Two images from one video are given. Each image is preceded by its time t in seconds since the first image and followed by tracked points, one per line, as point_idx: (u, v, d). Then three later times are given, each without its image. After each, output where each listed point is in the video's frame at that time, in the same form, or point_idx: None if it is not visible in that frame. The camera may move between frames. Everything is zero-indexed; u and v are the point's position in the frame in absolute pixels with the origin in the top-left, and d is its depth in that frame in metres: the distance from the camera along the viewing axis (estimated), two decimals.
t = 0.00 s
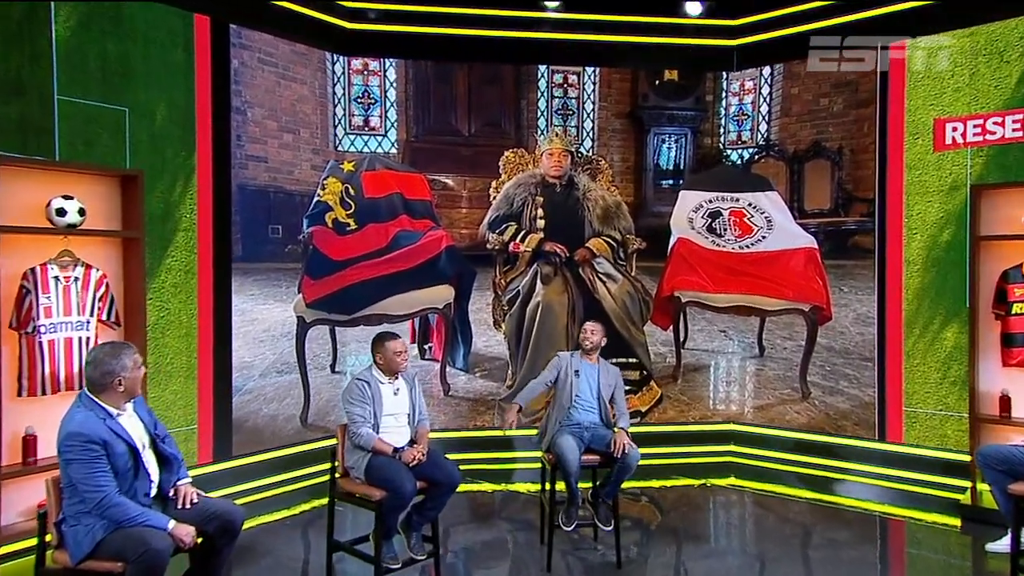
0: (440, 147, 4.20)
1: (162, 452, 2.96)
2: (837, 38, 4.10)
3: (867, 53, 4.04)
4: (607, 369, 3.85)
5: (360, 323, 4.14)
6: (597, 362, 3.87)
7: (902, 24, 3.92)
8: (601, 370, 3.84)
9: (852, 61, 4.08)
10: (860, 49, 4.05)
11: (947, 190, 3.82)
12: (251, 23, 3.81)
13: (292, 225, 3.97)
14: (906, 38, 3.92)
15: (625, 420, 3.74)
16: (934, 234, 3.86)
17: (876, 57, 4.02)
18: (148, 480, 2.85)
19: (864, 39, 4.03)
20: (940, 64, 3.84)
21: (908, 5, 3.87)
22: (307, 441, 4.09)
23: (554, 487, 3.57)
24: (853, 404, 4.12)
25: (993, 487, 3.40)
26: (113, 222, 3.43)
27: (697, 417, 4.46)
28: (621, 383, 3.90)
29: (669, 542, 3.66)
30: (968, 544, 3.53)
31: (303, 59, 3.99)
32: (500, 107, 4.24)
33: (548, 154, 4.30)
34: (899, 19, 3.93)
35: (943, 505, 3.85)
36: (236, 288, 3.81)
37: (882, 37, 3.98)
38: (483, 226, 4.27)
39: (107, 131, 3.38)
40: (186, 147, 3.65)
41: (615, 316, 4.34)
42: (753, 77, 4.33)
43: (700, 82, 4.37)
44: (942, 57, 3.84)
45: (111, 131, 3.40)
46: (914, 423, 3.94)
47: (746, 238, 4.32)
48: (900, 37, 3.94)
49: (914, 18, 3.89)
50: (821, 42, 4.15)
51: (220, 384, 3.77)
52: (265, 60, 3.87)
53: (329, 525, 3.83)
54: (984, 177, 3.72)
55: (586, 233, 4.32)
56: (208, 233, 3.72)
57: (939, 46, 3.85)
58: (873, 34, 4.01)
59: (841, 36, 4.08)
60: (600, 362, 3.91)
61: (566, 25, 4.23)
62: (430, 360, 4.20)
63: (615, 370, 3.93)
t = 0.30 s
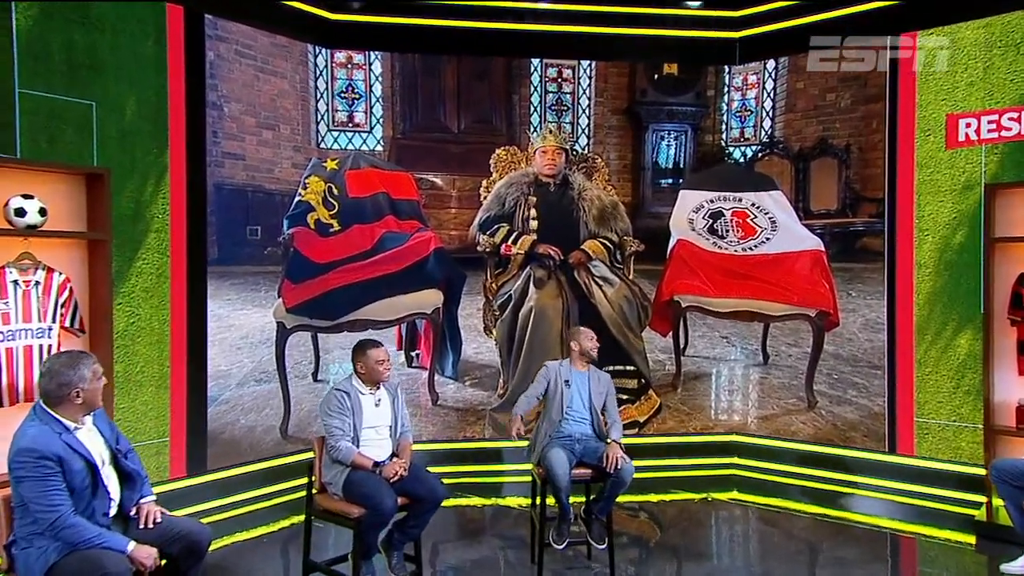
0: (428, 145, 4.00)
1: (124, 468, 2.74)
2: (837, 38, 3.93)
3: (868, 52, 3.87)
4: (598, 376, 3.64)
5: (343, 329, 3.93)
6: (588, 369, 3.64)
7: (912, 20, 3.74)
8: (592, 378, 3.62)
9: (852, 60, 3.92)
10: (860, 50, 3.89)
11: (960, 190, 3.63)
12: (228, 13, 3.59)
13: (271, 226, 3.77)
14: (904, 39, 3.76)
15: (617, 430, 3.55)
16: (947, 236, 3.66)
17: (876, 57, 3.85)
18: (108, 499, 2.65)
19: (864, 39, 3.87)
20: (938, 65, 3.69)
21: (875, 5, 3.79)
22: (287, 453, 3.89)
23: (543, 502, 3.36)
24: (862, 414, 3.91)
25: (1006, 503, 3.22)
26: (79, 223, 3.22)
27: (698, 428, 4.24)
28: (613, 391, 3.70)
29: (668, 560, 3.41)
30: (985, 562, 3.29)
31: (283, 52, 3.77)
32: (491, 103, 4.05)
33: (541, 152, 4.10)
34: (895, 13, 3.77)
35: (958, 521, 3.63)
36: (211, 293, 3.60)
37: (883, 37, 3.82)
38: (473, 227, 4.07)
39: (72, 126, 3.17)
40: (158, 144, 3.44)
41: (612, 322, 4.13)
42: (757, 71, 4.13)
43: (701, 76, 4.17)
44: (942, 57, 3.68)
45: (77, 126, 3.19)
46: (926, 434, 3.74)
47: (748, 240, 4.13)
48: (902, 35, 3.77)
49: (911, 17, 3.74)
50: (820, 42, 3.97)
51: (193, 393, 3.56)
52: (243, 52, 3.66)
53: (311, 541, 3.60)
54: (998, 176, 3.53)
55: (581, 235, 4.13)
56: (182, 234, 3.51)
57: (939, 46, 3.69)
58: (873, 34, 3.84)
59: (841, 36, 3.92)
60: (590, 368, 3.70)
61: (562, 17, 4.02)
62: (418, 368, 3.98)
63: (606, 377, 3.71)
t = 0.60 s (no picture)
0: (416, 144, 3.82)
1: (82, 489, 2.55)
2: (837, 37, 3.78)
3: (868, 52, 3.71)
4: (591, 388, 3.44)
5: (327, 338, 3.73)
6: (581, 381, 3.45)
7: (889, 20, 3.63)
8: (585, 391, 3.42)
9: (852, 61, 3.76)
10: (860, 49, 3.73)
11: (975, 191, 3.43)
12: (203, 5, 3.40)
13: (249, 230, 3.58)
14: (904, 39, 3.61)
15: (611, 444, 3.37)
16: (960, 240, 3.47)
17: (877, 57, 3.68)
18: (63, 523, 2.46)
19: (866, 38, 3.70)
20: (937, 65, 3.53)
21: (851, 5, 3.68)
22: (266, 469, 3.69)
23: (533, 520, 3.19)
24: (872, 427, 3.72)
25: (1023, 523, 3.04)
26: (42, 226, 3.05)
27: (699, 442, 4.03)
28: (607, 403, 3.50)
29: None
30: None
31: (263, 46, 3.58)
32: (482, 101, 3.86)
33: (535, 152, 3.92)
34: (881, 13, 3.64)
35: (975, 541, 3.42)
36: (185, 300, 3.41)
37: (884, 36, 3.66)
38: (464, 231, 3.88)
39: (34, 123, 2.97)
40: (129, 142, 3.24)
41: (609, 330, 3.93)
42: (761, 67, 3.94)
43: (703, 72, 3.98)
44: (943, 56, 3.52)
45: (40, 123, 2.99)
46: (939, 449, 3.55)
47: (752, 244, 3.93)
48: (903, 33, 3.61)
49: (889, 18, 3.63)
50: (820, 42, 3.82)
51: (166, 406, 3.36)
52: (220, 46, 3.47)
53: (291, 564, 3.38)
54: (1016, 177, 3.33)
55: (577, 239, 3.94)
56: (154, 238, 3.31)
57: (939, 45, 3.53)
58: (874, 32, 3.68)
59: (841, 35, 3.76)
60: (583, 380, 3.50)
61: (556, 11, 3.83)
62: (405, 379, 3.79)
63: (600, 389, 3.51)
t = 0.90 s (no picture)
0: (405, 146, 3.63)
1: (36, 514, 2.35)
2: (836, 37, 3.61)
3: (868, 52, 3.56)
4: (587, 403, 3.24)
5: (310, 349, 3.54)
6: (576, 396, 3.25)
7: (872, 21, 3.52)
8: (580, 406, 3.22)
9: (852, 61, 3.60)
10: (860, 49, 3.58)
11: (993, 195, 3.25)
12: None
13: (228, 235, 3.39)
14: (906, 38, 3.45)
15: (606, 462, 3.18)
16: (978, 246, 3.28)
17: (877, 57, 3.54)
18: (10, 550, 2.28)
19: (866, 37, 3.55)
20: (942, 65, 3.37)
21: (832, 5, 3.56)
22: (245, 488, 3.50)
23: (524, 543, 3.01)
24: (886, 444, 3.52)
25: None
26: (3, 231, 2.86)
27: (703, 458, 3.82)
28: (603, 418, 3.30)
29: None
30: None
31: (243, 42, 3.40)
32: (474, 100, 3.68)
33: (529, 154, 3.74)
34: (865, 12, 3.53)
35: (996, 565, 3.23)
36: (160, 310, 3.23)
37: (885, 35, 3.50)
38: (455, 236, 3.69)
39: None
40: (99, 143, 3.05)
41: (607, 340, 3.73)
42: (767, 63, 3.75)
43: (705, 69, 3.79)
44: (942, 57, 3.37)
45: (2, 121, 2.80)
46: (957, 468, 3.35)
47: (758, 250, 3.74)
48: (906, 31, 3.45)
49: (872, 17, 3.51)
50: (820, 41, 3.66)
51: (138, 422, 3.17)
52: (197, 42, 3.28)
53: None
54: None
55: (573, 244, 3.75)
56: (126, 243, 3.12)
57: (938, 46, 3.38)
58: (873, 31, 3.53)
59: (840, 35, 3.60)
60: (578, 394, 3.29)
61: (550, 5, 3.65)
62: (393, 393, 3.60)
63: (596, 404, 3.31)
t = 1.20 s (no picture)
0: (396, 149, 3.49)
1: None
2: (836, 37, 3.47)
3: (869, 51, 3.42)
4: (582, 417, 3.04)
5: (295, 362, 3.35)
6: (570, 410, 3.06)
7: (855, 20, 3.41)
8: (574, 420, 3.03)
9: (852, 61, 3.45)
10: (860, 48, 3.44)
11: (1015, 198, 3.05)
12: None
13: (207, 241, 3.21)
14: (906, 38, 3.31)
15: (604, 480, 2.97)
16: (1000, 253, 3.08)
17: (877, 57, 3.40)
18: None
19: (865, 36, 3.41)
20: (959, 63, 3.19)
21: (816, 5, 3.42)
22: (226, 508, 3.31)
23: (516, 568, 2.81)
24: (903, 463, 3.33)
25: None
26: None
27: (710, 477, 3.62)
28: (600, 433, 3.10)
29: None
30: None
31: (223, 38, 3.23)
32: (467, 99, 3.52)
33: (525, 156, 3.55)
34: (847, 9, 3.39)
35: None
36: (134, 321, 3.05)
37: (885, 34, 3.37)
38: (447, 243, 3.50)
39: None
40: (69, 144, 2.88)
41: (608, 352, 3.52)
42: (775, 61, 3.58)
43: (710, 67, 3.61)
44: (942, 58, 3.22)
45: None
46: (979, 488, 3.15)
47: (768, 257, 3.55)
48: (907, 29, 3.30)
49: (858, 15, 3.39)
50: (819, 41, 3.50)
51: (110, 440, 2.99)
52: (174, 38, 3.12)
53: None
54: None
55: (572, 251, 3.57)
56: (99, 250, 2.94)
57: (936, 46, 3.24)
58: (872, 30, 3.39)
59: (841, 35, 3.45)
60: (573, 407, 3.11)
61: None
62: (382, 407, 3.42)
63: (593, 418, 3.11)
